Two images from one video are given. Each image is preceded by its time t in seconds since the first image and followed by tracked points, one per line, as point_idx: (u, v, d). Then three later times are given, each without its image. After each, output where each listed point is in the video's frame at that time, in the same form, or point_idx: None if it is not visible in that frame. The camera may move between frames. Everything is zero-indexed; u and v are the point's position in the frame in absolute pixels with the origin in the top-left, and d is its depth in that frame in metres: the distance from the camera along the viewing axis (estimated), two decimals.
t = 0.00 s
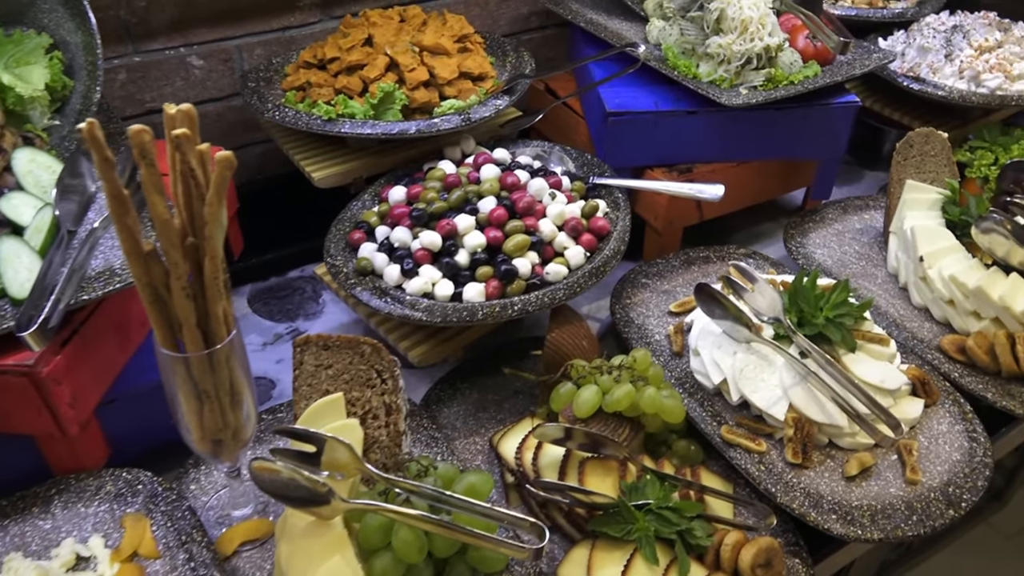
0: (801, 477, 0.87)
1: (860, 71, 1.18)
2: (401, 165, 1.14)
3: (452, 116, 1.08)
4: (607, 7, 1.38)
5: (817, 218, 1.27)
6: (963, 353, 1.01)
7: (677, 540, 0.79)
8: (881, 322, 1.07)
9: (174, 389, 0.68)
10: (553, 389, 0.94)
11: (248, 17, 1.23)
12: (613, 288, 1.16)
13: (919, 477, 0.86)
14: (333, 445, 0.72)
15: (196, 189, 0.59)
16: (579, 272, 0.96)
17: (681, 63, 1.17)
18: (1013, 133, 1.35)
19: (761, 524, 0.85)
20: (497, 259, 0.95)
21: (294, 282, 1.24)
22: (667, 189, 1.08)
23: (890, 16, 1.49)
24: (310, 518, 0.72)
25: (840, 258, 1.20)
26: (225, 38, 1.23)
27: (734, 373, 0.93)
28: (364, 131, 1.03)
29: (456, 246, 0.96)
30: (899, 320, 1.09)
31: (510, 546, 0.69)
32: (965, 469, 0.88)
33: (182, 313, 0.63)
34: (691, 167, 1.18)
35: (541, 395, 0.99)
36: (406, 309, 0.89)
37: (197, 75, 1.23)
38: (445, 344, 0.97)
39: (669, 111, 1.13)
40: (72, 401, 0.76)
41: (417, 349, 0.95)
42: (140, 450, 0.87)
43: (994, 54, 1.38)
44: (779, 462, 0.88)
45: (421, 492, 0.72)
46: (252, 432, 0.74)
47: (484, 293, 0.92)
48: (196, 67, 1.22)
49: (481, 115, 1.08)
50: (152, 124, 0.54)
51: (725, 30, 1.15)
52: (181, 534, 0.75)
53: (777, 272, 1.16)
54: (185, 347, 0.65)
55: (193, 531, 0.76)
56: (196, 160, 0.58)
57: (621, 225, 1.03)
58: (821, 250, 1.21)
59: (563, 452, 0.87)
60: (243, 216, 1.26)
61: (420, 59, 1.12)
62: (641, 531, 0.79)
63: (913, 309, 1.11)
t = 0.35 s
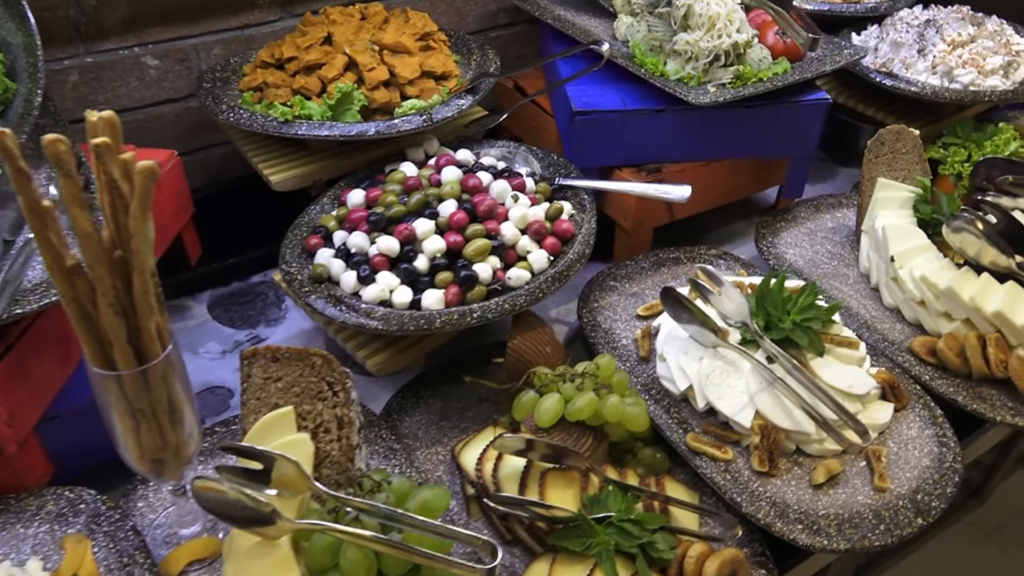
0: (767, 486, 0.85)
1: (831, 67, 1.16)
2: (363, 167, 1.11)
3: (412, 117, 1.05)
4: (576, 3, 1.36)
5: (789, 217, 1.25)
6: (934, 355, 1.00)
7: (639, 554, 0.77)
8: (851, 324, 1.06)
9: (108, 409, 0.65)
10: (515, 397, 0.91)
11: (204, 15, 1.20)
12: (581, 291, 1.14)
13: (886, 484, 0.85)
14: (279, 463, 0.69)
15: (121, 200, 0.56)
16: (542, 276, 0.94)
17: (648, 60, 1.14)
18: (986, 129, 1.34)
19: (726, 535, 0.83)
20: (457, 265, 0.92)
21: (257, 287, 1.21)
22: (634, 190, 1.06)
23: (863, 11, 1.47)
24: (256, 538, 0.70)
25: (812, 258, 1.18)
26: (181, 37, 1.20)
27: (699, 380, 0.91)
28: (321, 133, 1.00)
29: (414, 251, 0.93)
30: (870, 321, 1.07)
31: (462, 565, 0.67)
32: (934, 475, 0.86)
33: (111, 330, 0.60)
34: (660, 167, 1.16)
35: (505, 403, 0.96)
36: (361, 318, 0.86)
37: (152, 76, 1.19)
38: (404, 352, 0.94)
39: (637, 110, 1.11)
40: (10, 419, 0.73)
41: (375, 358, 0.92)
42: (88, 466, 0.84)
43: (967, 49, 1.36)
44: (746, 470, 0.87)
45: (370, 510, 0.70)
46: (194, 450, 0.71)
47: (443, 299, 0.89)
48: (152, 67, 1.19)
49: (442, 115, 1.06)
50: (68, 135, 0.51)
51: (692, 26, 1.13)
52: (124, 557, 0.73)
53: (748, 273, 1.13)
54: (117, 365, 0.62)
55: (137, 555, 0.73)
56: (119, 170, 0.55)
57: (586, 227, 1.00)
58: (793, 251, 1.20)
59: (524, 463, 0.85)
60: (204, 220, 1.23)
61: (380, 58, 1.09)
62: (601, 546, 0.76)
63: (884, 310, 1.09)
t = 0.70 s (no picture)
0: (717, 506, 0.83)
1: (796, 74, 1.14)
2: (316, 175, 1.08)
3: (364, 124, 1.03)
4: (541, 5, 1.33)
5: (755, 225, 1.23)
6: (894, 370, 0.98)
7: None
8: (812, 337, 1.03)
9: (20, 437, 0.63)
10: (462, 414, 0.89)
11: (156, 17, 1.17)
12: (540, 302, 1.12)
13: (839, 505, 0.82)
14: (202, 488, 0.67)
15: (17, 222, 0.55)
16: (492, 290, 0.91)
17: (609, 66, 1.12)
18: (957, 136, 1.32)
19: (674, 558, 0.81)
20: (403, 278, 0.89)
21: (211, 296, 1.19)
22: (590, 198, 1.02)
23: (835, 15, 1.45)
24: (178, 568, 0.69)
25: (776, 268, 1.16)
26: (132, 39, 1.17)
27: (650, 396, 0.88)
28: (269, 141, 0.97)
29: (360, 264, 0.90)
30: (832, 334, 1.05)
31: None
32: (888, 496, 0.84)
33: (15, 354, 0.58)
34: (621, 174, 1.14)
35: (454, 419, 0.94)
36: (300, 333, 0.83)
37: (103, 79, 1.17)
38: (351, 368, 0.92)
39: (597, 117, 1.09)
40: None
41: (320, 373, 0.90)
42: (16, 487, 0.82)
43: (938, 54, 1.34)
44: (696, 490, 0.84)
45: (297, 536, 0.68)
46: (115, 477, 0.68)
47: (388, 314, 0.87)
48: (102, 71, 1.16)
49: (395, 122, 1.03)
50: None
51: (653, 31, 1.10)
52: None
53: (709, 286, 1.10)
54: (25, 391, 0.60)
55: None
56: (13, 191, 0.53)
57: (540, 238, 0.98)
58: (757, 260, 1.17)
59: (468, 483, 0.83)
60: (157, 226, 1.20)
61: (334, 62, 1.07)
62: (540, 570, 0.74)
63: (847, 322, 1.07)
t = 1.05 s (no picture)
0: (655, 541, 0.80)
1: (762, 89, 1.10)
2: (266, 185, 1.06)
3: (312, 135, 1.00)
4: (509, 11, 1.30)
5: (722, 241, 1.20)
6: (852, 399, 0.94)
7: None
8: (770, 361, 1.00)
9: None
10: (399, 438, 0.86)
11: (110, 21, 1.14)
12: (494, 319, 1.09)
13: (782, 542, 0.79)
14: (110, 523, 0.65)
15: None
16: (433, 310, 0.88)
17: (570, 77, 1.09)
18: (934, 153, 1.28)
19: None
20: (341, 297, 0.87)
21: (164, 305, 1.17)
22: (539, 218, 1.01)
23: (815, 25, 1.42)
24: None
25: (739, 287, 1.13)
26: (86, 43, 1.14)
27: (592, 424, 0.86)
28: (211, 152, 0.95)
29: (297, 281, 0.88)
30: (791, 359, 1.01)
31: None
32: (834, 533, 0.81)
33: None
34: (582, 189, 1.11)
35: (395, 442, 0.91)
36: (228, 354, 0.81)
37: (56, 84, 1.14)
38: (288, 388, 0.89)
39: (556, 130, 1.06)
40: None
41: (255, 393, 0.88)
42: None
43: (917, 67, 1.31)
44: (635, 523, 0.82)
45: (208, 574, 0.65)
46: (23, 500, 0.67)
47: (322, 334, 0.84)
48: (54, 75, 1.13)
49: (344, 133, 1.00)
50: None
51: (613, 43, 1.07)
52: None
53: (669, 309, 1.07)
54: None
55: None
56: None
57: (489, 256, 0.95)
58: (720, 279, 1.14)
59: (398, 512, 0.80)
60: (112, 231, 1.18)
61: (285, 71, 1.04)
62: None
63: (808, 347, 1.04)
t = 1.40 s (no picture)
0: (607, 567, 0.77)
1: (744, 98, 1.07)
2: (233, 189, 1.04)
3: (278, 139, 0.98)
4: (492, 14, 1.28)
5: (703, 253, 1.17)
6: (823, 423, 0.91)
7: None
8: (741, 381, 0.97)
9: None
10: (351, 453, 0.84)
11: (85, 20, 1.13)
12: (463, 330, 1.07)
13: (738, 572, 0.77)
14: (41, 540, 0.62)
15: None
16: (390, 323, 0.86)
17: (545, 83, 1.06)
18: (927, 166, 1.23)
19: None
20: (294, 308, 0.85)
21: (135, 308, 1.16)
22: (506, 229, 0.99)
23: (810, 31, 1.38)
24: None
25: (717, 302, 1.10)
26: (60, 42, 1.13)
27: (548, 444, 0.83)
28: (172, 156, 0.93)
29: (251, 291, 0.86)
30: (764, 379, 0.98)
31: None
32: (794, 564, 0.78)
33: None
34: (557, 199, 1.09)
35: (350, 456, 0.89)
36: (174, 365, 0.79)
37: (29, 83, 1.13)
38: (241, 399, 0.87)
39: (529, 138, 1.04)
40: None
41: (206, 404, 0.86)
42: None
43: (912, 77, 1.27)
44: (587, 548, 0.79)
45: None
46: None
47: (273, 346, 0.82)
48: (27, 74, 1.12)
49: (310, 139, 0.98)
50: None
51: (589, 50, 1.05)
52: None
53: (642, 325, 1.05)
54: None
55: None
56: None
57: (452, 267, 0.93)
58: (698, 293, 1.11)
59: (343, 531, 0.78)
60: (84, 233, 1.17)
61: (254, 74, 1.03)
62: None
63: (783, 366, 1.01)
